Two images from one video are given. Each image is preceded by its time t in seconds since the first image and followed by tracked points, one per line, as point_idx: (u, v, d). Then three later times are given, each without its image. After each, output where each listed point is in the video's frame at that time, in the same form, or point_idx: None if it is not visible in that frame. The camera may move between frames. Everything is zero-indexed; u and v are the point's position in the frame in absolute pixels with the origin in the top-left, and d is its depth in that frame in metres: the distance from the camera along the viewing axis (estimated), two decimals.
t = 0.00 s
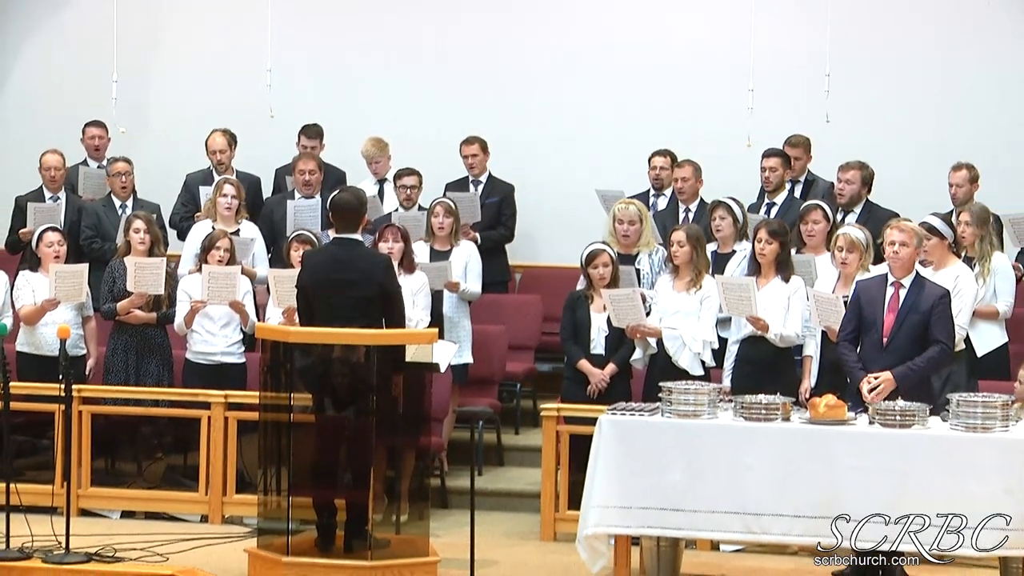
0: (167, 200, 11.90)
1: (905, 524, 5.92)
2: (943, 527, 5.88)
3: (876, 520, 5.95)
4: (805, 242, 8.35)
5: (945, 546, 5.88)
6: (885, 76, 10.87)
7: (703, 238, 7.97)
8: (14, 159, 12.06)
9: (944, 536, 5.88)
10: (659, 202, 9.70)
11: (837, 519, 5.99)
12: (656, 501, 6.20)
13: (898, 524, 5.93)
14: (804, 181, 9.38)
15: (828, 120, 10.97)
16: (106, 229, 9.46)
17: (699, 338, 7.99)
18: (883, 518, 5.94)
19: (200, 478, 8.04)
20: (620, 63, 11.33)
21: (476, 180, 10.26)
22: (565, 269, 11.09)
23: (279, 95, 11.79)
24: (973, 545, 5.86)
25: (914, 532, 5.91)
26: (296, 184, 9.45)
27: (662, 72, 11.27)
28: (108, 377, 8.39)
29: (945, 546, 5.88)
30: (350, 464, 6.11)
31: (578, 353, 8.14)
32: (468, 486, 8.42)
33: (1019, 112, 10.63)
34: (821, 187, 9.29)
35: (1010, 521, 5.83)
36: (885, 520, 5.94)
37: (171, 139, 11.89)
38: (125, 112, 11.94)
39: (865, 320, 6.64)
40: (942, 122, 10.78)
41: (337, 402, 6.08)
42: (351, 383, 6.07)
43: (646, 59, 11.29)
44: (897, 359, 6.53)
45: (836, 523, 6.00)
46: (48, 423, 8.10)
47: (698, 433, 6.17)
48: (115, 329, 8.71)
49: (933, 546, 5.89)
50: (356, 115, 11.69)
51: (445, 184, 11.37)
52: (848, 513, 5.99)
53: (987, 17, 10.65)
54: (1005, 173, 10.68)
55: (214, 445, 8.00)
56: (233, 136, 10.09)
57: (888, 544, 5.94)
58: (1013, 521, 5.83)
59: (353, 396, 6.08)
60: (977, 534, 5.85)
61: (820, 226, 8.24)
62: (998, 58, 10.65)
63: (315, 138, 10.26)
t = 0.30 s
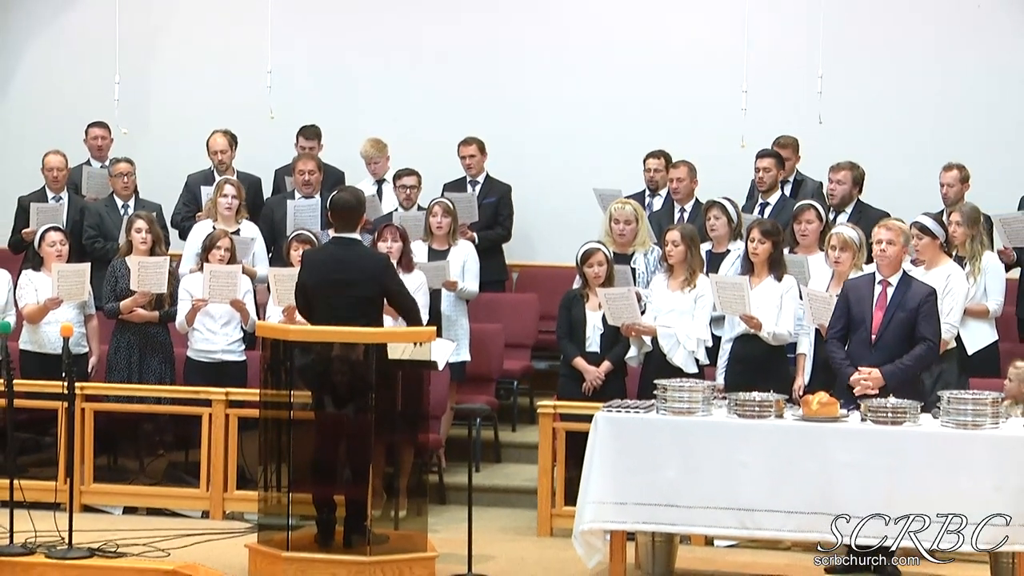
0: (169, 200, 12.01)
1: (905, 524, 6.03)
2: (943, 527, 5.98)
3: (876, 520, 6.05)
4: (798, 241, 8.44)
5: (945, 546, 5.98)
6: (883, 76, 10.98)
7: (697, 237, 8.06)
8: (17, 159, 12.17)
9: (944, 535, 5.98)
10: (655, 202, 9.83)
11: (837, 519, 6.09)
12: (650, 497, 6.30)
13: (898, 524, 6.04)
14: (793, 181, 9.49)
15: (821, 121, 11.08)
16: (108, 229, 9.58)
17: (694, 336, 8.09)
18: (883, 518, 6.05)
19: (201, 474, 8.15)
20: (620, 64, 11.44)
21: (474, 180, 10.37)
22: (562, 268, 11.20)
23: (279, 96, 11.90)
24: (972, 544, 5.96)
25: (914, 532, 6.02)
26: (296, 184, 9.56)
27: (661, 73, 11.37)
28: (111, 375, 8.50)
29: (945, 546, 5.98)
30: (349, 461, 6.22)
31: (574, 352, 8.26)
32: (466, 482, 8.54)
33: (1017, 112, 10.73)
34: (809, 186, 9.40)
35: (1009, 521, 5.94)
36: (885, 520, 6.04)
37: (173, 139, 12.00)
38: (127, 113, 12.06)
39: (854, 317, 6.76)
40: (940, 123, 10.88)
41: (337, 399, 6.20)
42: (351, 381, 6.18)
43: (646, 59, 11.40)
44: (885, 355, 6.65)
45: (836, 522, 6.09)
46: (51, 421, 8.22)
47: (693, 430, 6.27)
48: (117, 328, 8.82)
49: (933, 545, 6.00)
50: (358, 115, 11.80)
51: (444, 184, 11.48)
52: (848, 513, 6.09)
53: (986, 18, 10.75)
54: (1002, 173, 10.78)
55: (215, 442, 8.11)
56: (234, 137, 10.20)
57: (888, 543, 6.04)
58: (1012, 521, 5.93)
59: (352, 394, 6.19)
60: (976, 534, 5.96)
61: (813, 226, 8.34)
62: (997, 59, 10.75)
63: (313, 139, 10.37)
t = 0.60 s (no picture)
0: (171, 200, 12.12)
1: (905, 523, 6.13)
2: (943, 526, 6.08)
3: (877, 519, 6.16)
4: (791, 240, 8.56)
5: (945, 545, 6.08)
6: (880, 77, 11.09)
7: (691, 237, 8.16)
8: (20, 160, 12.29)
9: (944, 535, 6.09)
10: (650, 202, 9.88)
11: (837, 518, 6.19)
12: (644, 493, 6.41)
13: (898, 524, 6.14)
14: (781, 181, 9.61)
15: (814, 122, 11.20)
16: (110, 229, 9.70)
17: (688, 334, 8.21)
18: (883, 518, 6.16)
19: (202, 471, 8.26)
20: (619, 64, 11.55)
21: (471, 181, 10.47)
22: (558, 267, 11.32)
23: (279, 98, 12.01)
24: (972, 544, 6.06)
25: (914, 531, 6.12)
26: (296, 184, 9.67)
27: (661, 73, 11.48)
28: (113, 373, 8.61)
29: (945, 545, 6.08)
30: (349, 457, 6.33)
31: (570, 350, 8.39)
32: (464, 478, 8.66)
33: (1013, 112, 10.84)
34: (798, 187, 9.54)
35: (1010, 521, 6.02)
36: (885, 520, 6.15)
37: (175, 140, 12.11)
38: (129, 114, 12.18)
39: (843, 315, 6.88)
40: (937, 123, 11.00)
41: (336, 397, 6.31)
42: (351, 379, 6.29)
43: (644, 60, 11.51)
44: (874, 353, 6.78)
45: (835, 522, 6.19)
46: (54, 419, 8.33)
47: (687, 426, 6.38)
48: (118, 326, 8.93)
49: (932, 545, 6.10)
50: (358, 116, 11.91)
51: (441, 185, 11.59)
52: (847, 513, 6.19)
53: (980, 20, 10.88)
54: (998, 173, 10.90)
55: (216, 439, 8.22)
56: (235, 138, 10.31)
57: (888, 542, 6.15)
58: (1013, 521, 6.01)
59: (350, 391, 6.30)
60: (976, 534, 6.05)
61: (806, 225, 8.46)
62: (994, 59, 10.87)
63: (311, 140, 10.47)
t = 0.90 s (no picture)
0: (172, 200, 12.24)
1: (905, 523, 6.21)
2: (943, 526, 6.17)
3: (877, 519, 6.25)
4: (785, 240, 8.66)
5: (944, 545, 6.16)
6: (876, 78, 11.21)
7: (685, 237, 8.29)
8: (24, 161, 12.42)
9: (944, 535, 6.17)
10: (645, 202, 10.10)
11: (837, 518, 6.29)
12: (639, 489, 6.53)
13: (898, 524, 6.23)
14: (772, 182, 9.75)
15: (807, 123, 11.33)
16: (113, 228, 9.80)
17: (682, 333, 8.34)
18: (883, 518, 6.25)
19: (203, 468, 8.36)
20: (617, 66, 11.66)
21: (468, 181, 10.58)
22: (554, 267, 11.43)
23: (279, 99, 12.13)
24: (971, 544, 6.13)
25: (914, 531, 6.20)
26: (296, 185, 9.78)
27: (659, 75, 11.59)
28: (115, 371, 8.73)
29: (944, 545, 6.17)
30: (349, 454, 6.44)
31: (566, 348, 8.49)
32: (461, 475, 8.78)
33: (1008, 114, 10.96)
34: (788, 186, 9.67)
35: (1010, 521, 6.08)
36: (885, 520, 6.24)
37: (176, 142, 12.23)
38: (131, 116, 12.29)
39: (833, 314, 7.00)
40: (933, 123, 11.11)
41: (336, 395, 6.41)
42: (349, 377, 6.40)
43: (641, 62, 11.62)
44: (863, 351, 6.91)
45: (836, 523, 6.29)
46: (57, 417, 8.44)
47: (681, 423, 6.50)
48: (120, 325, 9.05)
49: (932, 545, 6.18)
50: (357, 117, 12.02)
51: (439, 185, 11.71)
52: (848, 513, 6.29)
53: (973, 22, 11.00)
54: (994, 173, 11.01)
55: (216, 436, 8.33)
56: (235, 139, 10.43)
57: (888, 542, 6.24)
58: (1012, 521, 6.07)
59: (350, 389, 6.40)
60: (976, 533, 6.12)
61: (799, 225, 8.53)
62: (989, 61, 10.98)
63: (310, 141, 10.58)
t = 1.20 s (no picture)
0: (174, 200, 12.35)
1: (906, 523, 6.32)
2: (943, 526, 6.27)
3: (877, 520, 6.36)
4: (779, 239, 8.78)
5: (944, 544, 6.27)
6: (873, 79, 11.32)
7: (681, 237, 8.39)
8: (27, 162, 12.53)
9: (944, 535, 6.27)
10: (641, 202, 10.21)
11: (837, 518, 6.40)
12: (634, 485, 6.64)
13: (898, 524, 6.33)
14: (764, 183, 9.73)
15: (801, 124, 11.44)
16: (116, 228, 9.91)
17: (677, 331, 8.45)
18: (884, 518, 6.35)
19: (205, 464, 8.49)
20: (615, 67, 11.78)
21: (467, 182, 10.69)
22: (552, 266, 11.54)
23: (280, 100, 12.24)
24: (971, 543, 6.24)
25: (914, 531, 6.30)
26: (297, 185, 9.89)
27: (657, 75, 11.70)
28: (118, 369, 8.84)
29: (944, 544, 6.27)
30: (349, 451, 6.56)
31: (563, 346, 8.62)
32: (460, 471, 8.90)
33: (1003, 114, 11.08)
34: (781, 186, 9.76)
35: (1010, 522, 6.14)
36: (885, 520, 6.35)
37: (179, 142, 12.34)
38: (133, 117, 12.40)
39: (824, 313, 7.11)
40: (929, 123, 11.23)
41: (336, 392, 6.54)
42: (350, 375, 6.51)
43: (639, 63, 11.73)
44: (854, 350, 7.02)
45: (836, 523, 6.40)
46: (60, 415, 8.56)
47: (677, 420, 6.61)
48: (123, 323, 9.17)
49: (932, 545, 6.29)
50: (358, 117, 12.13)
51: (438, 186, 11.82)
52: (848, 513, 6.39)
53: (967, 23, 11.12)
54: (989, 173, 11.13)
55: (218, 432, 8.45)
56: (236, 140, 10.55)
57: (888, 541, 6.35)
58: (1013, 522, 6.14)
59: (350, 386, 6.52)
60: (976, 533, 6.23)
61: (793, 224, 8.65)
62: (985, 61, 11.10)
63: (310, 142, 10.70)
